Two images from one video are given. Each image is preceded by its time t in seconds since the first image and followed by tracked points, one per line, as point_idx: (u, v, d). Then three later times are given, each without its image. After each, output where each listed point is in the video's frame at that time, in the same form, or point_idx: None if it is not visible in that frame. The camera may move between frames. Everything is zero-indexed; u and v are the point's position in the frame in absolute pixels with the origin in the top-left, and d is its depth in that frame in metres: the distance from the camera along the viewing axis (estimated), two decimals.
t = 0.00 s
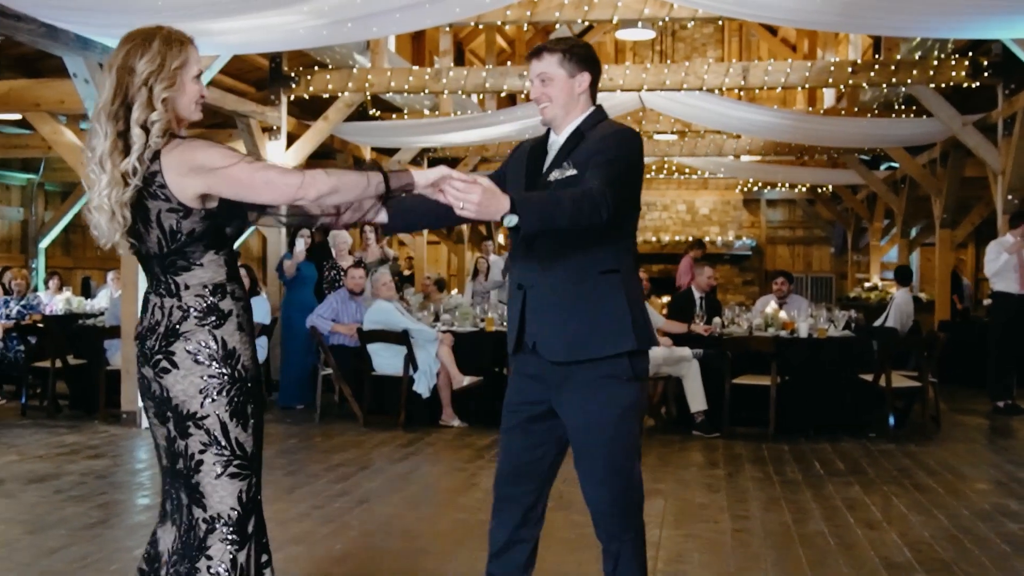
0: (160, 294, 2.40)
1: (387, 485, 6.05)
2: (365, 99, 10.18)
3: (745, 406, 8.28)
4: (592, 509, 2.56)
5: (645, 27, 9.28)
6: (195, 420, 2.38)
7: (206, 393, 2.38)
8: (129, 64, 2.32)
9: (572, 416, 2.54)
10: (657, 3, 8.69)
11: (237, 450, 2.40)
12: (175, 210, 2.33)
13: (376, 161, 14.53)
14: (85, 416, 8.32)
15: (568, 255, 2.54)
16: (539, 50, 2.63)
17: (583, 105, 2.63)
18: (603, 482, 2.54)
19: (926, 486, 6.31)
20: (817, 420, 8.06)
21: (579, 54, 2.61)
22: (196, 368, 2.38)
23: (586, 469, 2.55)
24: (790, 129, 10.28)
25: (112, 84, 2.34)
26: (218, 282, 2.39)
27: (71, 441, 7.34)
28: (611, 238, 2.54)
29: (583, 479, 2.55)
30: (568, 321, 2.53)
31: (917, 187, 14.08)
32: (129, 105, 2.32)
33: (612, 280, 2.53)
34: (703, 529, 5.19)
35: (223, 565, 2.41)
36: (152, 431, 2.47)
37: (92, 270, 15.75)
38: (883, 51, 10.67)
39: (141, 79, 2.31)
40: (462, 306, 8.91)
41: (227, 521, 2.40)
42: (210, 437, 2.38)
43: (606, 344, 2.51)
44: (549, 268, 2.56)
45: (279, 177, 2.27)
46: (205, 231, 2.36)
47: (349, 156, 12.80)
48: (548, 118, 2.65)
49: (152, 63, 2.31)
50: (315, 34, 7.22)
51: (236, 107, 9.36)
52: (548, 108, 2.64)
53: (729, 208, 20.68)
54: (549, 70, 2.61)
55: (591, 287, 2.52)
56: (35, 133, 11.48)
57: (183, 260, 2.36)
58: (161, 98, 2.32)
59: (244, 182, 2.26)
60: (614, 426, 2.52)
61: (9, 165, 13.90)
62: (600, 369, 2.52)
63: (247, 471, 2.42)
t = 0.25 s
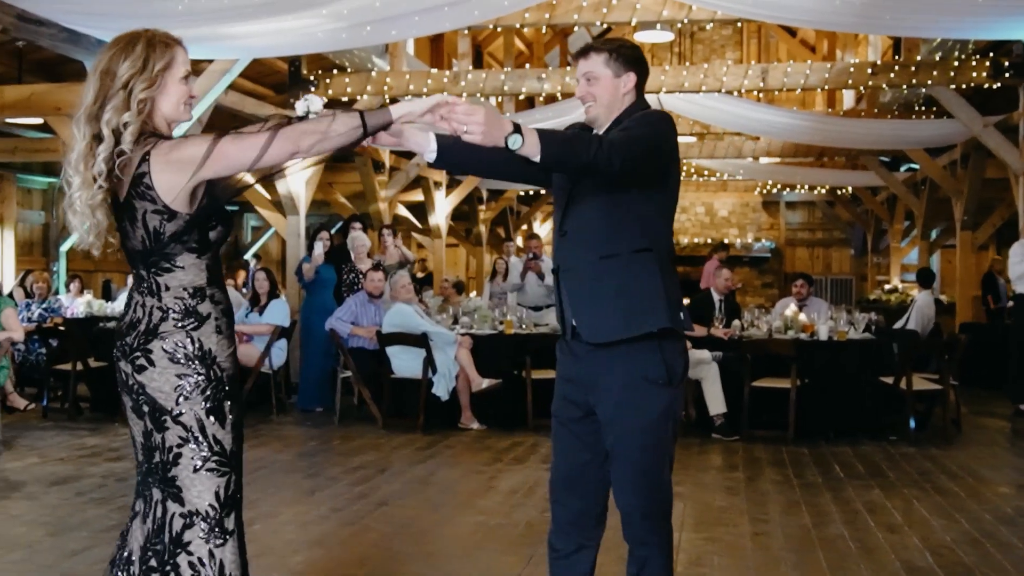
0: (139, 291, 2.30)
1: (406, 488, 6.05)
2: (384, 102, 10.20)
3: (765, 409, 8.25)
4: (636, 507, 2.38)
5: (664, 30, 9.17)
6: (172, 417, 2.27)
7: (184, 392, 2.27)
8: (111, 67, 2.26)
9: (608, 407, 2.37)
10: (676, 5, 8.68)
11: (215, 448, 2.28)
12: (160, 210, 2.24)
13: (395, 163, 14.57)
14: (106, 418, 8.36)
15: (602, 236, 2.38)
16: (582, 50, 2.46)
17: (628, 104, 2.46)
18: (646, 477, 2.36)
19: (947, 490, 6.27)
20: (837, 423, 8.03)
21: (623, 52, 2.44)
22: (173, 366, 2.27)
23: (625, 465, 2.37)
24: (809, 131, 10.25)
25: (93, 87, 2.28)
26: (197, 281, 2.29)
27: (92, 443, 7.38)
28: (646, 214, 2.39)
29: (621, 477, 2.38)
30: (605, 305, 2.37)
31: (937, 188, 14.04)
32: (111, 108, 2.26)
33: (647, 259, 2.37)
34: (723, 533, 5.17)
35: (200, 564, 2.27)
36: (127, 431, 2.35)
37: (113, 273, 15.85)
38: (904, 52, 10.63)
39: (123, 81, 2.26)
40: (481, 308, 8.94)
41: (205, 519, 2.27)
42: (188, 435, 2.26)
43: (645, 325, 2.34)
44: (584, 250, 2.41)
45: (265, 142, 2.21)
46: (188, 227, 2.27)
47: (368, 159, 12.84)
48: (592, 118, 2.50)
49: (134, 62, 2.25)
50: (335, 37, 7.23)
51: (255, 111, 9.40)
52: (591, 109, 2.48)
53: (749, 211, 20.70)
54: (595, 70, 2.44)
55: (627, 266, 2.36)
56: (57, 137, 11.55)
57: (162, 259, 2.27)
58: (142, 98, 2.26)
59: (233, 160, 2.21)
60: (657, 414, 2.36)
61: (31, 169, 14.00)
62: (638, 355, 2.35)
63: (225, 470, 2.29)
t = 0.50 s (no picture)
0: (149, 301, 2.32)
1: (425, 492, 6.06)
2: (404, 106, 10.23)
3: (786, 413, 8.23)
4: (651, 509, 2.36)
5: (683, 33, 9.14)
6: (188, 422, 2.29)
7: (199, 397, 2.30)
8: (142, 79, 2.28)
9: (624, 407, 2.36)
10: (697, 8, 8.65)
11: (233, 448, 2.31)
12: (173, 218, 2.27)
13: (415, 167, 14.60)
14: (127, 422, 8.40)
15: (623, 236, 2.38)
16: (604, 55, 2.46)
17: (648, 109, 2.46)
18: (660, 479, 2.35)
19: (969, 495, 6.23)
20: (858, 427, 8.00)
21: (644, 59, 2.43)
22: (187, 372, 2.30)
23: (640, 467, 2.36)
24: (830, 134, 10.20)
25: (125, 95, 2.30)
26: (206, 289, 2.32)
27: (114, 446, 7.42)
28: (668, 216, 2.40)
29: (635, 477, 2.37)
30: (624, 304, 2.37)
31: (959, 191, 13.97)
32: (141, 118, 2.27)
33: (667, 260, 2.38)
34: (744, 537, 5.16)
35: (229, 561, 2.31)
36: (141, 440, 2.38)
37: (134, 277, 15.93)
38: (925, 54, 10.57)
39: (154, 92, 2.27)
40: (501, 312, 8.96)
41: (230, 517, 2.30)
42: (205, 438, 2.29)
43: (666, 325, 2.34)
44: (603, 250, 2.41)
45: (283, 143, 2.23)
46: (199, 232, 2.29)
47: (388, 163, 12.86)
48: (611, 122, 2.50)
49: (167, 74, 2.27)
50: (355, 41, 7.25)
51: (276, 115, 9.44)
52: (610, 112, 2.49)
53: (768, 214, 20.64)
54: (616, 75, 2.44)
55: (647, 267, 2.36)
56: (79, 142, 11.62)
57: (174, 266, 2.29)
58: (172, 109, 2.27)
59: (252, 161, 2.24)
60: (673, 415, 2.35)
61: (53, 174, 14.09)
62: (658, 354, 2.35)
63: (245, 470, 2.32)
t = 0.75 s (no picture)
0: (204, 304, 2.39)
1: (444, 497, 6.05)
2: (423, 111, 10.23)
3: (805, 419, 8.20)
4: (631, 514, 2.31)
5: (703, 38, 9.13)
6: (243, 423, 2.35)
7: (253, 397, 2.36)
8: (208, 90, 2.35)
9: (616, 406, 2.33)
10: (716, 13, 8.63)
11: (285, 450, 2.37)
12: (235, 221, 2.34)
13: (434, 172, 14.61)
14: (146, 426, 8.43)
15: (624, 234, 2.37)
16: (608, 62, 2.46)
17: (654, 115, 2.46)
18: (645, 483, 2.31)
19: (991, 502, 6.19)
20: (878, 434, 7.96)
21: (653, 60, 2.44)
22: (243, 373, 2.36)
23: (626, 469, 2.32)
24: (850, 138, 10.16)
25: (190, 107, 2.37)
26: (263, 293, 2.39)
27: (133, 450, 7.45)
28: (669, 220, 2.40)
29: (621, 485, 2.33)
30: (624, 300, 2.35)
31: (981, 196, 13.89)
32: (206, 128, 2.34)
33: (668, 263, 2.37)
34: (763, 543, 5.14)
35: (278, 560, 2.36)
36: (186, 445, 2.43)
37: (154, 281, 16.00)
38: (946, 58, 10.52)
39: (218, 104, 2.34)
40: (519, 317, 8.95)
41: (281, 517, 2.36)
42: (259, 439, 2.35)
43: (664, 325, 2.33)
44: (603, 246, 2.39)
45: (338, 131, 2.28)
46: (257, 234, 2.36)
47: (406, 167, 12.88)
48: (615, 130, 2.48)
49: (232, 86, 2.35)
50: (375, 47, 7.26)
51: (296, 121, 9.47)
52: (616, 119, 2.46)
53: (789, 218, 20.70)
54: (616, 85, 2.43)
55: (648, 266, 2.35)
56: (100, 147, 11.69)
57: (235, 270, 2.37)
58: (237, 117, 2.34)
59: (310, 159, 2.30)
60: (665, 420, 2.33)
61: (74, 179, 14.16)
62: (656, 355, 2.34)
63: (296, 471, 2.38)
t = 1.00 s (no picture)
0: (292, 312, 2.68)
1: (460, 501, 6.06)
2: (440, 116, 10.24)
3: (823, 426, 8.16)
4: (623, 507, 2.26)
5: (721, 43, 9.13)
6: (331, 421, 2.67)
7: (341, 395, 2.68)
8: (294, 101, 2.60)
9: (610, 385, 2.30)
10: (734, 18, 8.61)
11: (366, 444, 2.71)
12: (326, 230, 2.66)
13: (451, 177, 14.61)
14: (165, 430, 8.46)
15: (627, 217, 2.35)
16: (578, 88, 2.39)
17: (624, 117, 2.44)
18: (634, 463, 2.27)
19: (1011, 510, 6.14)
20: (897, 440, 7.92)
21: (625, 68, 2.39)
22: (333, 374, 2.68)
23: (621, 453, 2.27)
24: (869, 143, 10.11)
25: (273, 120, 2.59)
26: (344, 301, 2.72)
27: (151, 454, 7.47)
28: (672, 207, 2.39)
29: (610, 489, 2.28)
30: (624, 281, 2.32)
31: (1001, 201, 13.79)
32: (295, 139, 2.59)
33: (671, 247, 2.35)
34: (781, 550, 5.11)
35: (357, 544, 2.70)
36: (268, 441, 2.72)
37: (172, 286, 16.04)
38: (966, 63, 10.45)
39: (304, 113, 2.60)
40: (536, 322, 8.94)
41: (360, 506, 2.70)
42: (344, 433, 2.68)
43: (667, 313, 2.30)
44: (606, 230, 2.36)
45: (403, 129, 2.60)
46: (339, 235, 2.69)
47: (424, 172, 12.89)
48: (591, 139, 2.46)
49: (315, 99, 2.60)
50: (393, 53, 7.28)
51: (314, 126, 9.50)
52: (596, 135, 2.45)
53: (806, 224, 20.40)
54: (596, 115, 2.39)
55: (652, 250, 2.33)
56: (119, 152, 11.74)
57: (326, 278, 2.69)
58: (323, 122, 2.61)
59: (379, 158, 2.62)
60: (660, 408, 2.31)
61: (93, 183, 14.22)
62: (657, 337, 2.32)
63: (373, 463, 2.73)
